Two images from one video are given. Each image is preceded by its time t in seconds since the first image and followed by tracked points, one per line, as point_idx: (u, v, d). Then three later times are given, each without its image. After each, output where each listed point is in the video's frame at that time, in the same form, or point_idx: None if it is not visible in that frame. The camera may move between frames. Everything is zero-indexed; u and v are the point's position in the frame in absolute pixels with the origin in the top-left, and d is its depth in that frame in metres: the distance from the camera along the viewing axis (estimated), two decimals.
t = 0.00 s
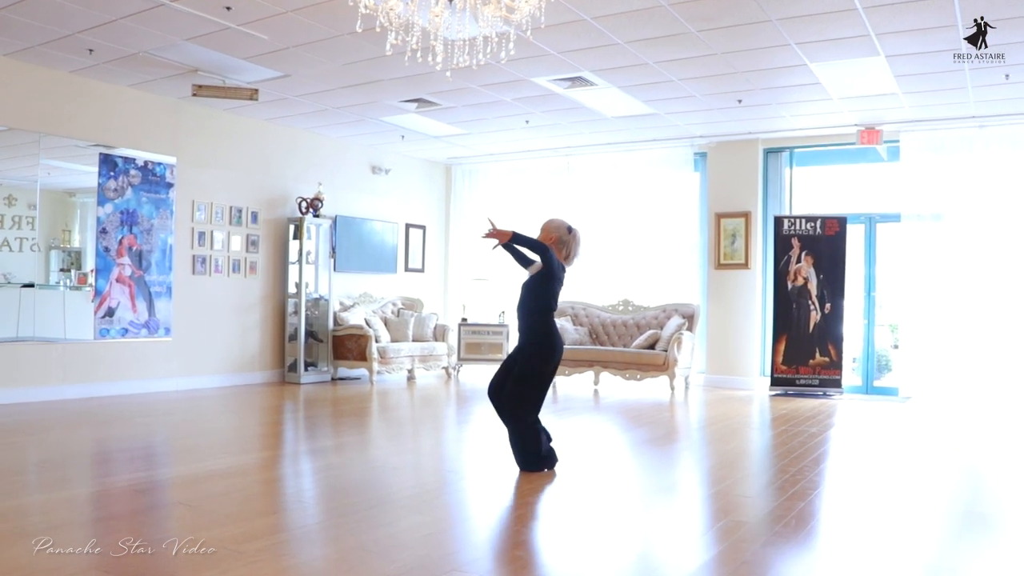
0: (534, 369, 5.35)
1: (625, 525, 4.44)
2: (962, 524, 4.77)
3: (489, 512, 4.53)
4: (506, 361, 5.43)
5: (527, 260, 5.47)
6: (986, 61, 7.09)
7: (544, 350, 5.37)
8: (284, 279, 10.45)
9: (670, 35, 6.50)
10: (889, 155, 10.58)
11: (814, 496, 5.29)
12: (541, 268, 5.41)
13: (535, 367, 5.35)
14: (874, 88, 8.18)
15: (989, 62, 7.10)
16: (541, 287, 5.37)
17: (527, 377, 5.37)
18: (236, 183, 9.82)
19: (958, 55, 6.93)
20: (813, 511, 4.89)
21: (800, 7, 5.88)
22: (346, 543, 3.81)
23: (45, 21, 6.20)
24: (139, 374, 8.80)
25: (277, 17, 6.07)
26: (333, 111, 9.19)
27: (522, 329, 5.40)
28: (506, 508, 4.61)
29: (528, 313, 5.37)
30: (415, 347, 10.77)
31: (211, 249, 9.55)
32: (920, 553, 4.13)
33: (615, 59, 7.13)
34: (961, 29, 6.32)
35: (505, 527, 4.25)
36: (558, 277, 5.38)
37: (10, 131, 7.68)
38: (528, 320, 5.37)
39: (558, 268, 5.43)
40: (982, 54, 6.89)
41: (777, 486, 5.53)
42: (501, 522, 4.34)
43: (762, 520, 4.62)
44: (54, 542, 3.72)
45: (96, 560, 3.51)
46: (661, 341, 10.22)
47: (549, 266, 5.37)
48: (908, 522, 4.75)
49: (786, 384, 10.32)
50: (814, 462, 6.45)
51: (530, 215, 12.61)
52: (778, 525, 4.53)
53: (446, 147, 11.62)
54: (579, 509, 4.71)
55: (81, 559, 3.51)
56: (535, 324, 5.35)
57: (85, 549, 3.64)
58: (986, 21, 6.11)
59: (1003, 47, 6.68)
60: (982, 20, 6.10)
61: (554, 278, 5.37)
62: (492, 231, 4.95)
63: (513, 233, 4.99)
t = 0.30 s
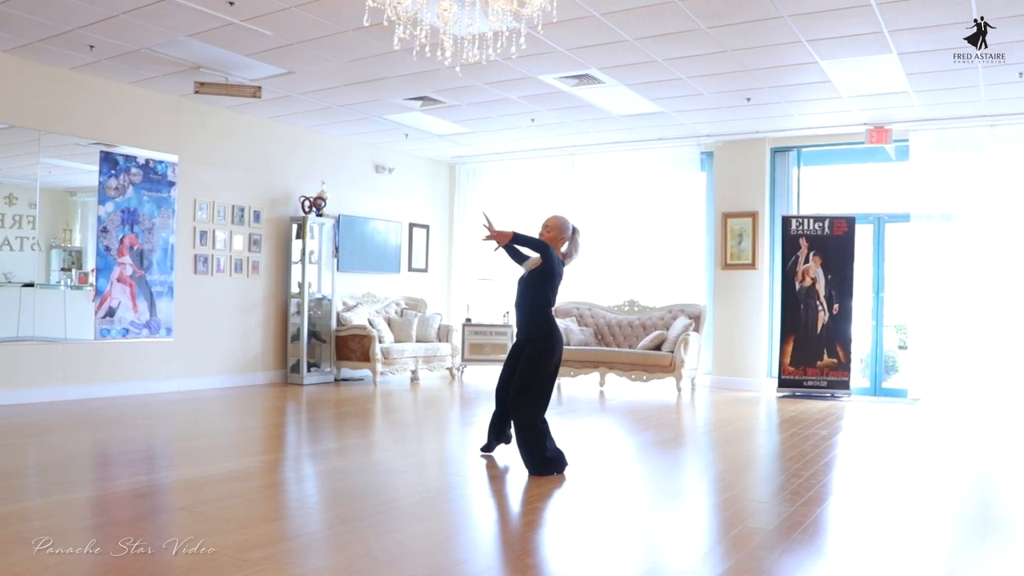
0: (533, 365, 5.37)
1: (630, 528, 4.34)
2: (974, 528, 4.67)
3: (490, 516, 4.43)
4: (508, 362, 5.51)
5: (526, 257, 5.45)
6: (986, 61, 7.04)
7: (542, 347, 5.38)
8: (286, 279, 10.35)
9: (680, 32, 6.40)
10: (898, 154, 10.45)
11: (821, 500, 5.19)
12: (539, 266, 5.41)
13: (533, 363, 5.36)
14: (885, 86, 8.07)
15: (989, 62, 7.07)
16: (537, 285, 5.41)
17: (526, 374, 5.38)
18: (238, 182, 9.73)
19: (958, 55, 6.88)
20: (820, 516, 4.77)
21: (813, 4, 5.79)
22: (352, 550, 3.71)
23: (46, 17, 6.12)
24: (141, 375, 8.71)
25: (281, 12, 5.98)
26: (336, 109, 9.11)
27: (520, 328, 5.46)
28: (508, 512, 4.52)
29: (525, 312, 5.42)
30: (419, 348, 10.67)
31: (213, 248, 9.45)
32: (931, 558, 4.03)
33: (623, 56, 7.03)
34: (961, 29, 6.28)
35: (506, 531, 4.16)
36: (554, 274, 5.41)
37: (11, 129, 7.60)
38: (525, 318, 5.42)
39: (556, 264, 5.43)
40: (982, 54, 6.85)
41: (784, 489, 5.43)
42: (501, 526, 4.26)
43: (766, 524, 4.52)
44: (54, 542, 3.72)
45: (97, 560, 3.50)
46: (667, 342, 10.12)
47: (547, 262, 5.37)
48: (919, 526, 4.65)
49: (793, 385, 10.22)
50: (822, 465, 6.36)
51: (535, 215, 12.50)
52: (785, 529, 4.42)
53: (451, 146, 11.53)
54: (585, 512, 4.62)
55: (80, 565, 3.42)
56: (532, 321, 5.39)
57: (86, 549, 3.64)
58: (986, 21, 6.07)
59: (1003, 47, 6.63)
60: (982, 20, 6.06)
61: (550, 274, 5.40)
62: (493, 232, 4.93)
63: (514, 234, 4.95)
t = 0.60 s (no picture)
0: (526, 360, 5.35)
1: (635, 533, 4.26)
2: (985, 530, 4.60)
3: (492, 521, 4.36)
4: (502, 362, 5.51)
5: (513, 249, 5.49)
6: (987, 61, 6.99)
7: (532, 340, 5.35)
8: (288, 279, 10.29)
9: (688, 30, 6.33)
10: (904, 154, 10.34)
11: (828, 503, 5.10)
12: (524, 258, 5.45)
13: (524, 358, 5.34)
14: (894, 85, 7.99)
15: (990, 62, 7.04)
16: (521, 279, 5.41)
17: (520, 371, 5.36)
18: (238, 182, 9.64)
19: (959, 55, 6.86)
20: (828, 518, 4.71)
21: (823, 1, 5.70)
22: (357, 558, 3.63)
23: (46, 15, 6.04)
24: (141, 377, 8.64)
25: (284, 10, 5.89)
26: (339, 108, 9.03)
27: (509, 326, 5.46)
28: (511, 517, 4.45)
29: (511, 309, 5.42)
30: (422, 349, 10.59)
31: (214, 249, 9.38)
32: (941, 561, 3.95)
33: (630, 55, 6.95)
34: (961, 30, 6.25)
35: (508, 536, 4.08)
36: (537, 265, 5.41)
37: (11, 129, 7.53)
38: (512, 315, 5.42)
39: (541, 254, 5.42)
40: (982, 54, 6.82)
41: (790, 492, 5.34)
42: (503, 531, 4.18)
43: (772, 528, 4.43)
44: (54, 542, 3.76)
45: (97, 560, 3.55)
46: (672, 343, 10.05)
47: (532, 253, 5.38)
48: (929, 529, 4.58)
49: (800, 387, 10.13)
50: (831, 467, 6.27)
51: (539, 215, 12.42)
52: (792, 534, 4.34)
53: (454, 145, 11.45)
54: (590, 516, 4.54)
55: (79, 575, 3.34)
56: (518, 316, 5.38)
57: (86, 549, 3.68)
58: (987, 21, 6.04)
59: (1004, 46, 6.59)
60: (982, 20, 6.04)
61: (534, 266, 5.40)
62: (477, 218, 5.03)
63: (503, 228, 5.05)
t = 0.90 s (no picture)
0: (513, 355, 5.40)
1: (637, 537, 4.19)
2: (994, 535, 4.53)
3: (495, 524, 4.30)
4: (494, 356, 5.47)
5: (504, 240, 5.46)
6: (987, 61, 6.91)
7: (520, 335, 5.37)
8: (291, 279, 10.23)
9: (696, 29, 6.26)
10: (910, 155, 10.28)
11: (832, 506, 5.03)
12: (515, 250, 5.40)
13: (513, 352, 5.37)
14: (903, 85, 7.92)
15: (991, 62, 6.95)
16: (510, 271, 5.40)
17: (506, 366, 5.42)
18: (240, 180, 9.58)
19: (958, 55, 6.77)
20: (830, 523, 4.63)
21: None
22: (360, 564, 3.56)
23: (48, 11, 5.99)
24: (143, 377, 8.58)
25: (288, 7, 5.83)
26: (342, 107, 8.97)
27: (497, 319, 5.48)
28: (514, 520, 4.38)
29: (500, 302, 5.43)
30: (425, 350, 10.53)
31: (217, 248, 9.32)
32: (951, 567, 3.87)
33: (638, 54, 6.88)
34: (961, 30, 6.18)
35: (509, 541, 4.02)
36: (528, 258, 5.39)
37: (13, 127, 7.48)
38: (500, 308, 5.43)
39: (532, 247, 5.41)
40: (982, 54, 6.73)
41: (793, 496, 5.26)
42: (507, 535, 4.12)
43: (771, 533, 4.35)
44: (54, 542, 3.78)
45: (96, 559, 3.57)
46: (677, 345, 9.99)
47: (523, 246, 5.37)
48: (936, 534, 4.50)
49: (805, 390, 10.08)
50: (839, 471, 6.20)
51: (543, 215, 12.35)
52: (792, 539, 4.25)
53: (458, 145, 11.37)
54: (593, 520, 4.48)
55: None
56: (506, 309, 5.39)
57: (85, 549, 3.70)
58: (987, 21, 5.97)
59: (1005, 47, 6.52)
60: (982, 20, 5.96)
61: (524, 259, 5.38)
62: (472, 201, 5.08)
63: (501, 221, 5.09)
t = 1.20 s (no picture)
0: (512, 354, 5.37)
1: (642, 539, 4.13)
2: (1003, 539, 4.46)
3: (500, 525, 4.24)
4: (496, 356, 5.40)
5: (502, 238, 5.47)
6: (987, 61, 6.86)
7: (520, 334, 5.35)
8: (293, 279, 10.17)
9: (705, 27, 6.20)
10: (917, 156, 10.19)
11: (839, 508, 4.96)
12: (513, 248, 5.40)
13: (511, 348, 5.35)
14: (912, 84, 7.85)
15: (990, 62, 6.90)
16: (508, 269, 5.38)
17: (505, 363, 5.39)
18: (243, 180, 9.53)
19: (958, 55, 6.71)
20: (836, 524, 4.58)
21: None
22: (364, 567, 3.50)
23: (50, 8, 5.93)
24: (144, 377, 8.53)
25: (292, 4, 5.77)
26: (345, 105, 8.91)
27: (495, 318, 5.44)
28: (518, 521, 4.33)
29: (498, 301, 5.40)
30: (428, 351, 10.48)
31: (219, 247, 9.27)
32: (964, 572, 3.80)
33: (645, 52, 6.81)
34: (961, 29, 6.13)
35: (514, 542, 3.96)
36: (525, 256, 5.40)
37: (15, 125, 7.44)
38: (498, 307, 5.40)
39: (530, 245, 5.41)
40: (982, 54, 6.68)
41: (799, 496, 5.20)
42: (511, 536, 4.06)
43: (777, 534, 4.29)
44: (54, 542, 3.76)
45: (96, 561, 3.53)
46: (682, 346, 9.92)
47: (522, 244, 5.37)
48: (944, 537, 4.44)
49: (810, 391, 10.01)
50: (845, 472, 6.14)
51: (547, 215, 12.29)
52: (798, 540, 4.19)
53: (462, 144, 11.30)
54: (597, 522, 4.41)
55: None
56: (505, 309, 5.37)
57: (85, 549, 3.69)
58: (987, 21, 5.92)
59: (1005, 47, 6.47)
60: (982, 20, 5.92)
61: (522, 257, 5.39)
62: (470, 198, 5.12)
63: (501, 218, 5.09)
